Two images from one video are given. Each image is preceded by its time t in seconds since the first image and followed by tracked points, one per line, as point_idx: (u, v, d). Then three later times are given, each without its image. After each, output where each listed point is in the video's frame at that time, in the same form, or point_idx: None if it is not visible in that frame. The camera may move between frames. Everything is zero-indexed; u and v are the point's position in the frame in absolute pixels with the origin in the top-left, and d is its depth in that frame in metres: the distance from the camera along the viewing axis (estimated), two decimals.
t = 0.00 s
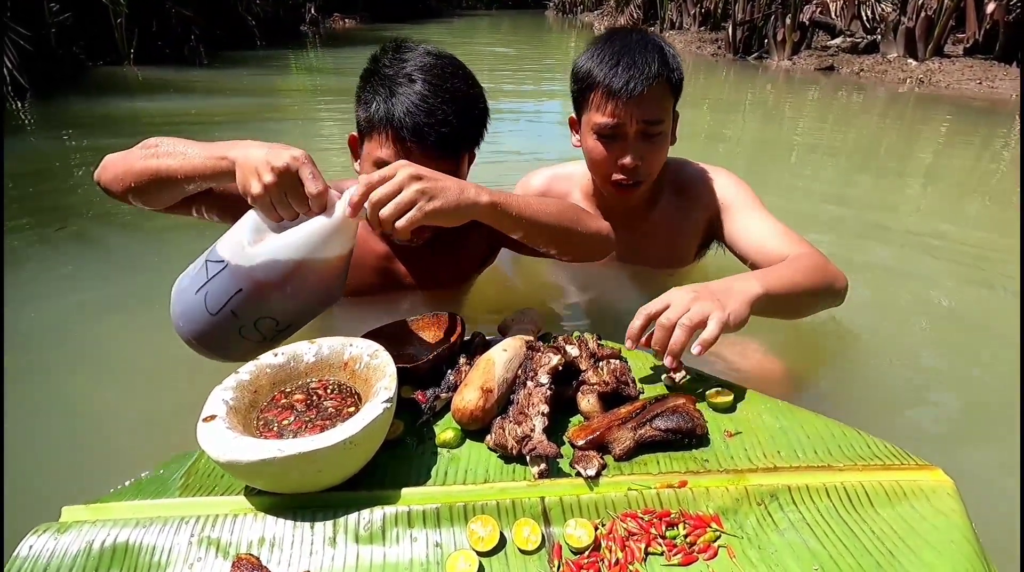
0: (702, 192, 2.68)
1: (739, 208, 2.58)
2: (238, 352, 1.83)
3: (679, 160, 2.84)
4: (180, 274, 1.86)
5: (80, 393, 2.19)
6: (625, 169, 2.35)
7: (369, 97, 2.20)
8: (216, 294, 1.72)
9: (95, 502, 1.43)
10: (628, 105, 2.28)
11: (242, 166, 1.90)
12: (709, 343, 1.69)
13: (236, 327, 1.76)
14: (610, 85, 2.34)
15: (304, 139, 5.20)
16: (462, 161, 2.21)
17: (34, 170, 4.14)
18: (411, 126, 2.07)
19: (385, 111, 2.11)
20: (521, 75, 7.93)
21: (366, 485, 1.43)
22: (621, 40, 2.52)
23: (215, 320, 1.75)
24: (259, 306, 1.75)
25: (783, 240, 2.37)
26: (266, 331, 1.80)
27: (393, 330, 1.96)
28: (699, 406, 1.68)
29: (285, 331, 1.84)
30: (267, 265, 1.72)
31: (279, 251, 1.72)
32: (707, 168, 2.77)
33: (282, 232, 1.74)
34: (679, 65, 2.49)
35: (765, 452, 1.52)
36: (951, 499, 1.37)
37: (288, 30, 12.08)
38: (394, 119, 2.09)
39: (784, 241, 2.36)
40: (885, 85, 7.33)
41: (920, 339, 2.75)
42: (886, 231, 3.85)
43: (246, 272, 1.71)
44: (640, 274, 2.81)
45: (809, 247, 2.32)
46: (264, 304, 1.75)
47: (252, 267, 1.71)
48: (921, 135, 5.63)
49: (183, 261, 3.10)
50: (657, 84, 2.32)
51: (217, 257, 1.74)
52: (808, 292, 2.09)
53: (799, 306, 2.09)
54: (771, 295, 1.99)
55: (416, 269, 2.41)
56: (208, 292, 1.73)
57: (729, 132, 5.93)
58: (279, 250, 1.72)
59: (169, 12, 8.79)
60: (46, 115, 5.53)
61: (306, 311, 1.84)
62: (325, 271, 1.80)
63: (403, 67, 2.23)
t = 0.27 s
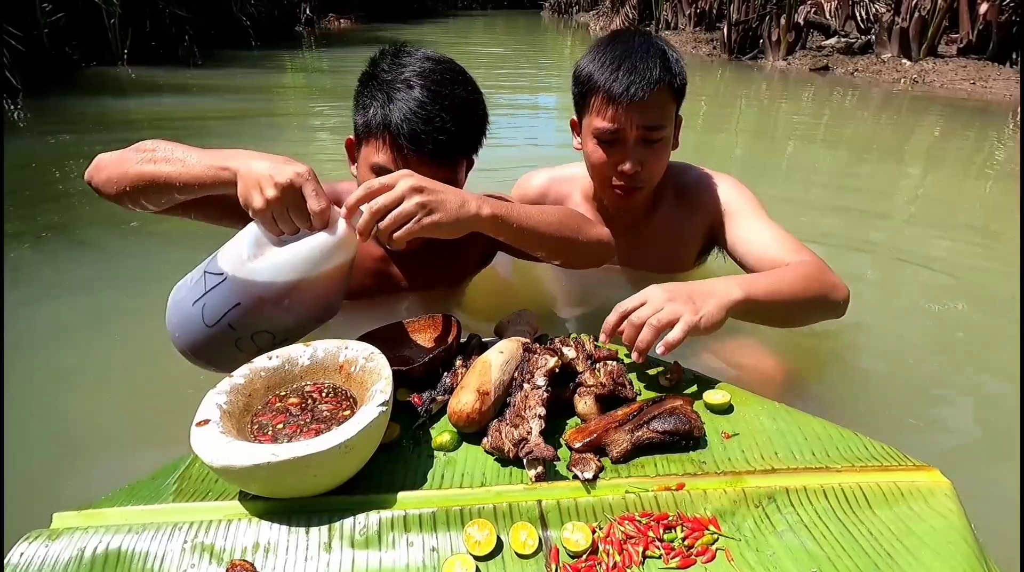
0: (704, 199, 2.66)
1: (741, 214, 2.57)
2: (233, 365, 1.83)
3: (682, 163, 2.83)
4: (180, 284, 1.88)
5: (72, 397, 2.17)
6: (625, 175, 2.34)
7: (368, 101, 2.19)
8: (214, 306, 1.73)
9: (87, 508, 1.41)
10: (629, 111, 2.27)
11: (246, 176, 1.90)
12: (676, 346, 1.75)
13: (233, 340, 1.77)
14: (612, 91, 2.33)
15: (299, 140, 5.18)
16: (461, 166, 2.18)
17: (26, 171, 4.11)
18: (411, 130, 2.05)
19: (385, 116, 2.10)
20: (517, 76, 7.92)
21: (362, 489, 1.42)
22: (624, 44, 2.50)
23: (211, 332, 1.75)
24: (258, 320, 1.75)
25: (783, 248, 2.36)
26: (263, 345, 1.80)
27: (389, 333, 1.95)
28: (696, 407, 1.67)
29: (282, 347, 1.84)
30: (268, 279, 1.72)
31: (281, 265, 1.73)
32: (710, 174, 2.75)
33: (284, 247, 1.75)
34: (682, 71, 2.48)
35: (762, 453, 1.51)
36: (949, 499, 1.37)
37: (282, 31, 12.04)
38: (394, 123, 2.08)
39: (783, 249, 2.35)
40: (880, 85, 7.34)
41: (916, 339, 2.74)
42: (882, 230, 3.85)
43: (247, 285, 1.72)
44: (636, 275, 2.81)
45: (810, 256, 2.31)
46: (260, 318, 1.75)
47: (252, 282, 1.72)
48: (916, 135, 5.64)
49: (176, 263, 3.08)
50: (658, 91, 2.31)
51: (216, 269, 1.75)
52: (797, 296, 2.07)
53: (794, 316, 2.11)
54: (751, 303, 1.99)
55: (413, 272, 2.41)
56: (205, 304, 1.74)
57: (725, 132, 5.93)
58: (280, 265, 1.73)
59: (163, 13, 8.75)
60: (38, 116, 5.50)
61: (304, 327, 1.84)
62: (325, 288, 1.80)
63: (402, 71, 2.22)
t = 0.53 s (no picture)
0: (704, 204, 2.65)
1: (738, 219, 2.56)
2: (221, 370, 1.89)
3: (683, 166, 2.82)
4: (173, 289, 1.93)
5: (67, 401, 2.16)
6: (626, 166, 2.33)
7: (364, 95, 2.18)
8: (204, 313, 1.79)
9: (82, 512, 1.40)
10: (628, 102, 2.28)
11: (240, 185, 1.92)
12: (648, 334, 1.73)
13: (221, 347, 1.82)
14: (610, 83, 2.34)
15: (295, 143, 5.16)
16: (456, 158, 2.15)
17: (21, 174, 4.09)
18: (411, 120, 2.04)
19: (383, 107, 2.09)
20: (513, 78, 7.92)
21: (358, 492, 1.41)
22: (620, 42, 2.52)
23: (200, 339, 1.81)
24: (245, 328, 1.80)
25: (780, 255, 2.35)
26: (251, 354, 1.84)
27: (385, 335, 1.94)
28: (693, 409, 1.67)
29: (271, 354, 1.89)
30: (256, 288, 1.78)
31: (269, 274, 1.79)
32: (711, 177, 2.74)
33: (273, 256, 1.81)
34: (679, 68, 2.50)
35: (759, 455, 1.51)
36: (946, 500, 1.37)
37: (278, 33, 12.02)
38: (393, 114, 2.07)
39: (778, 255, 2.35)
40: (874, 88, 7.37)
41: (913, 340, 2.74)
42: (878, 232, 3.86)
43: (235, 294, 1.78)
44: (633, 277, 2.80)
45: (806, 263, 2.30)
46: (250, 326, 1.80)
47: (241, 290, 1.78)
48: (911, 137, 5.66)
49: (172, 267, 3.07)
50: (656, 82, 2.32)
51: (207, 277, 1.81)
52: (774, 310, 2.07)
53: (788, 324, 2.13)
54: (729, 314, 2.02)
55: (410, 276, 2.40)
56: (196, 311, 1.79)
57: (721, 135, 5.94)
58: (268, 274, 1.79)
59: (158, 16, 8.73)
60: (33, 118, 5.47)
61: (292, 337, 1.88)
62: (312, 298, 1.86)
63: (398, 65, 2.22)
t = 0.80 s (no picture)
0: (695, 202, 2.68)
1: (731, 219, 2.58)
2: (204, 372, 1.90)
3: (672, 166, 2.85)
4: (161, 293, 1.92)
5: (64, 404, 2.15)
6: (614, 165, 2.34)
7: (359, 97, 2.19)
8: (192, 318, 1.79)
9: (80, 515, 1.40)
10: (614, 101, 2.29)
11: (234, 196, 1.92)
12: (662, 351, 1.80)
13: (207, 352, 1.83)
14: (597, 83, 2.35)
15: (291, 145, 5.16)
16: (453, 159, 2.15)
17: (17, 177, 4.08)
18: (403, 121, 2.05)
19: (377, 109, 2.10)
20: (509, 81, 7.94)
21: (358, 493, 1.41)
22: (608, 43, 2.53)
23: (185, 343, 1.81)
24: (232, 335, 1.81)
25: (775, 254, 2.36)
26: (235, 358, 1.86)
27: (384, 337, 1.94)
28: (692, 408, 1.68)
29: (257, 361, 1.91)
30: (247, 298, 1.79)
31: (261, 286, 1.79)
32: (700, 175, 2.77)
33: (266, 267, 1.81)
34: (667, 67, 2.51)
35: (758, 453, 1.51)
36: (943, 497, 1.38)
37: (273, 36, 12.01)
38: (386, 115, 2.07)
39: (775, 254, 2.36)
40: (868, 89, 7.41)
41: (908, 340, 2.76)
42: (873, 232, 3.88)
43: (226, 302, 1.78)
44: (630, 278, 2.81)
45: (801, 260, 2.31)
46: (238, 334, 1.81)
47: (231, 299, 1.78)
48: (905, 138, 5.69)
49: (169, 269, 3.06)
50: (641, 81, 2.33)
51: (197, 283, 1.81)
52: (776, 308, 2.08)
53: (789, 323, 2.13)
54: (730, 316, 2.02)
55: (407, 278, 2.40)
56: (184, 315, 1.79)
57: (717, 136, 5.96)
58: (260, 285, 1.79)
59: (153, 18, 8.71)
60: (28, 121, 5.46)
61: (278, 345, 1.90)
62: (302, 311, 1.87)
63: (392, 66, 2.22)
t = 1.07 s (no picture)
0: (690, 205, 2.69)
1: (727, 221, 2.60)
2: (202, 372, 1.90)
3: (667, 170, 2.86)
4: (161, 291, 1.93)
5: (63, 408, 2.15)
6: (603, 174, 2.35)
7: (358, 110, 2.20)
8: (190, 319, 1.79)
9: (82, 520, 1.40)
10: (602, 110, 2.30)
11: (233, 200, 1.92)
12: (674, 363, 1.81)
13: (204, 352, 1.83)
14: (587, 93, 2.36)
15: (288, 148, 5.16)
16: (453, 174, 2.16)
17: (13, 180, 4.07)
18: (400, 136, 2.05)
19: (375, 123, 2.11)
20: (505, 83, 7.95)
21: (361, 497, 1.41)
22: (600, 50, 2.54)
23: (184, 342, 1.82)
24: (230, 336, 1.81)
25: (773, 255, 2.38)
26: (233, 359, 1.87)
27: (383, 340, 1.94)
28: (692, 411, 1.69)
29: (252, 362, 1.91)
30: (246, 300, 1.79)
31: (260, 288, 1.80)
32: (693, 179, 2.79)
33: (266, 269, 1.82)
34: (660, 75, 2.51)
35: (758, 455, 1.52)
36: (941, 498, 1.39)
37: (269, 38, 12.00)
38: (383, 130, 2.08)
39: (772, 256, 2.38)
40: (863, 92, 7.45)
41: (904, 341, 2.78)
42: (869, 234, 3.90)
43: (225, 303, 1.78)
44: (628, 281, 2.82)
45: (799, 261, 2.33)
46: (235, 336, 1.81)
47: (230, 300, 1.78)
48: (900, 141, 5.72)
49: (167, 273, 3.06)
50: (630, 90, 2.33)
51: (197, 285, 1.82)
52: (777, 308, 2.08)
53: (789, 323, 2.13)
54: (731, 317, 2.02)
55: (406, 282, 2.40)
56: (183, 316, 1.80)
57: (713, 139, 5.98)
58: (259, 287, 1.80)
59: (149, 21, 8.69)
60: (24, 124, 5.44)
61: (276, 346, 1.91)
62: (301, 313, 1.87)
63: (390, 78, 2.23)
